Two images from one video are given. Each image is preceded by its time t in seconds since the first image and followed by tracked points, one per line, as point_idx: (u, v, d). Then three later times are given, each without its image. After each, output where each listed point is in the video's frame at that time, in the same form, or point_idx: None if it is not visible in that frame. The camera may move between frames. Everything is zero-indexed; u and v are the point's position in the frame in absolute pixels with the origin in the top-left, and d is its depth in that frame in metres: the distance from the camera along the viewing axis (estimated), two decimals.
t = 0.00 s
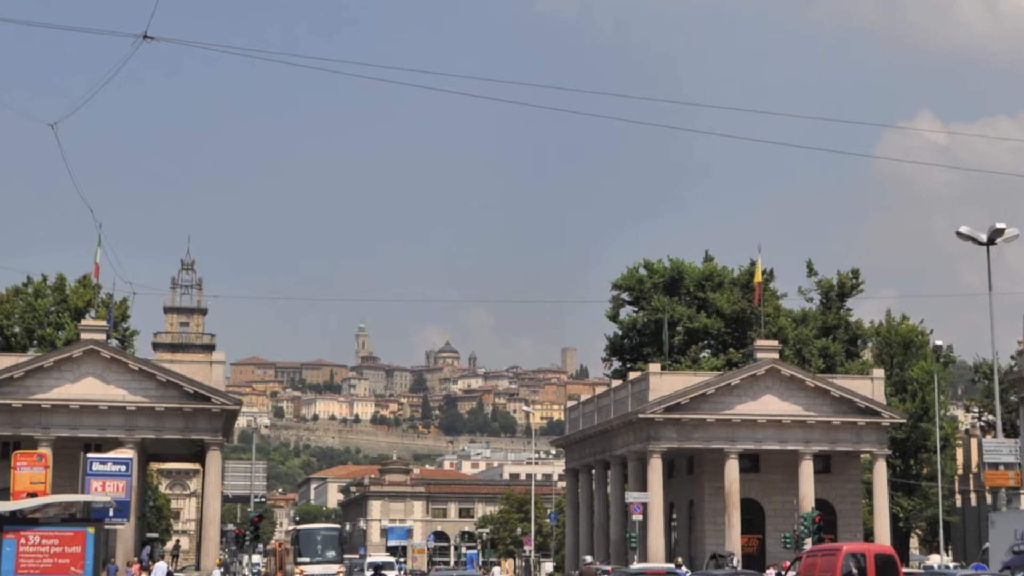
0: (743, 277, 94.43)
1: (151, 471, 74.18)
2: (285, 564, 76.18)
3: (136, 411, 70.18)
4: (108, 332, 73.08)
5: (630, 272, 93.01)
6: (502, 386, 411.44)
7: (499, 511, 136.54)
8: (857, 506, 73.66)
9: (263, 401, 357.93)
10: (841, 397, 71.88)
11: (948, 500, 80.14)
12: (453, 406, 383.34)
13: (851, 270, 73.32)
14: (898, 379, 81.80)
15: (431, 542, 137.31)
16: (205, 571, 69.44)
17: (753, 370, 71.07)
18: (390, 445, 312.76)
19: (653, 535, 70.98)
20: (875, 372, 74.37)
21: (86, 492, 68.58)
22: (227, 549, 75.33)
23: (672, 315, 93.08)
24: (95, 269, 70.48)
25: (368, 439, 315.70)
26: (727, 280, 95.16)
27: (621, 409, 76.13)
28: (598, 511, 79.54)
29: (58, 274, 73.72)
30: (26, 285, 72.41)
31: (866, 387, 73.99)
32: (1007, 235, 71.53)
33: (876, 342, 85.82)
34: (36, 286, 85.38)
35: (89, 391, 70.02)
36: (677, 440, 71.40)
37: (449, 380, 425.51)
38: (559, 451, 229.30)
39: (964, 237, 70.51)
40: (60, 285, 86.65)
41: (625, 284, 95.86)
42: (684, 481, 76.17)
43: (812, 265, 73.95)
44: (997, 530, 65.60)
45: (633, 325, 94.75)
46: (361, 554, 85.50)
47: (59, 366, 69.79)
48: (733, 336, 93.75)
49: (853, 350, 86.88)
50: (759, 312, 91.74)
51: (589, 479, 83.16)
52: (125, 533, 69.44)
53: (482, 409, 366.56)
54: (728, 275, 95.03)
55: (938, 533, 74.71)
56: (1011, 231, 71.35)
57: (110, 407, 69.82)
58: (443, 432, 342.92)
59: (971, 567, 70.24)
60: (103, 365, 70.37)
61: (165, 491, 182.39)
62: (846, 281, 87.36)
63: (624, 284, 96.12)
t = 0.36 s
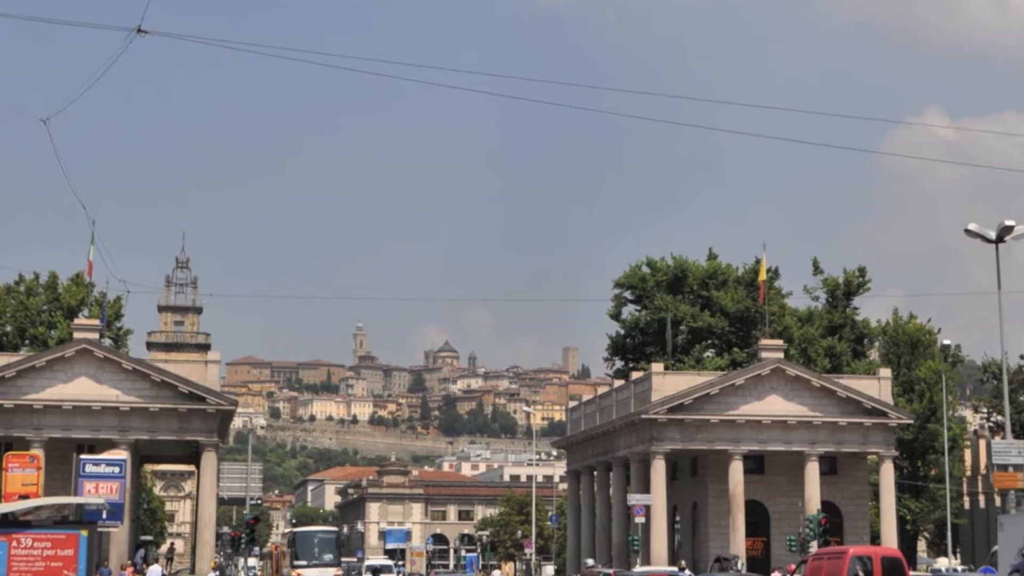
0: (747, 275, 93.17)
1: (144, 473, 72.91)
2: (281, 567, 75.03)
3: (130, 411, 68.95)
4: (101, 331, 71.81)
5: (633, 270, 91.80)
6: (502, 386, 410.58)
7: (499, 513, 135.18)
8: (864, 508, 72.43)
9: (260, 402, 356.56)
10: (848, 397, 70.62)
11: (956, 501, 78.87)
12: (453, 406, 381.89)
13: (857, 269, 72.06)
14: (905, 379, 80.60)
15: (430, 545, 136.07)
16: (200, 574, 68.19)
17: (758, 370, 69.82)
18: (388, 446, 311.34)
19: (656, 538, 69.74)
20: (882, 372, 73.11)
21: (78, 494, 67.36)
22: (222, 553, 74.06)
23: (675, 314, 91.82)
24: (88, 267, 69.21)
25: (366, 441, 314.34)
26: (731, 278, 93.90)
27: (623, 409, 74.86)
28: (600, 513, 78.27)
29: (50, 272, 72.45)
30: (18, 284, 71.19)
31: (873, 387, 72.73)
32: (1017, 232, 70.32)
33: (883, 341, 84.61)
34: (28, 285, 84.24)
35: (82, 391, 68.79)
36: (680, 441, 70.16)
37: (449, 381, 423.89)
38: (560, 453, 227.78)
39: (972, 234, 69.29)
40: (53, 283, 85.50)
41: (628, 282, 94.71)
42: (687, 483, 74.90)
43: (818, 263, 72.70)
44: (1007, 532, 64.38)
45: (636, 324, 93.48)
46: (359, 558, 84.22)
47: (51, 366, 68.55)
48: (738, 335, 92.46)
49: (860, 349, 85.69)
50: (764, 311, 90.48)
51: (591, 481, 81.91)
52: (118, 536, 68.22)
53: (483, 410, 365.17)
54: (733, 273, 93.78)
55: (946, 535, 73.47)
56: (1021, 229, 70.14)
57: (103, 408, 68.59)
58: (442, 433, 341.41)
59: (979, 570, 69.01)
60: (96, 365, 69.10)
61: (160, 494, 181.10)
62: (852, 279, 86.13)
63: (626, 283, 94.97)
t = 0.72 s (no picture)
0: (752, 273, 92.05)
1: (139, 474, 71.74)
2: (278, 570, 74.03)
3: (124, 412, 67.76)
4: (94, 330, 70.62)
5: (636, 268, 90.70)
6: (502, 387, 409.60)
7: (499, 515, 133.97)
8: (871, 510, 71.23)
9: (258, 402, 355.09)
10: (854, 397, 69.43)
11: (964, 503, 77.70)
12: (452, 407, 380.62)
13: (863, 267, 70.90)
14: (912, 379, 79.48)
15: (428, 548, 134.70)
16: None
17: (763, 370, 68.64)
18: (386, 448, 310.02)
19: (659, 540, 68.53)
20: (889, 372, 71.93)
21: (72, 496, 66.19)
22: (217, 556, 72.91)
23: (678, 313, 90.68)
24: (82, 264, 68.03)
25: (364, 442, 313.14)
26: (735, 276, 92.80)
27: (626, 410, 73.66)
28: (602, 515, 77.06)
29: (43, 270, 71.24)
30: (10, 282, 70.00)
31: (879, 387, 71.55)
32: None
33: (889, 340, 83.53)
34: (20, 283, 83.10)
35: (75, 392, 67.60)
36: (683, 443, 68.99)
37: (449, 382, 422.47)
38: (560, 454, 226.53)
39: (981, 232, 68.14)
40: (46, 282, 84.36)
41: (630, 280, 93.62)
42: (690, 484, 73.71)
43: (824, 261, 71.53)
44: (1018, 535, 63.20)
45: (639, 323, 92.35)
46: (356, 560, 83.10)
47: (43, 365, 67.36)
48: (742, 335, 91.33)
49: (866, 348, 84.62)
50: (768, 310, 89.38)
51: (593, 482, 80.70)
52: (111, 539, 67.01)
53: (483, 411, 363.75)
54: (737, 271, 92.69)
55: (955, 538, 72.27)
56: None
57: (96, 408, 67.42)
58: (441, 434, 340.14)
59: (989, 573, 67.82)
60: (90, 365, 67.90)
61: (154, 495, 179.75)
62: (858, 277, 85.05)
63: (629, 281, 93.87)
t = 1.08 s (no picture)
0: (756, 271, 90.91)
1: (133, 476, 70.60)
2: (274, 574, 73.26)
3: (118, 412, 66.63)
4: (88, 330, 69.46)
5: (639, 266, 89.58)
6: (503, 387, 408.20)
7: (499, 518, 132.96)
8: (877, 512, 70.10)
9: (255, 403, 353.61)
10: (861, 398, 68.28)
11: (972, 505, 76.57)
12: (451, 407, 379.36)
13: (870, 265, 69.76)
14: (920, 379, 78.39)
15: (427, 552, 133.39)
16: None
17: (767, 369, 67.51)
18: (384, 449, 308.66)
19: (662, 543, 67.40)
20: (896, 372, 70.76)
21: (64, 498, 65.06)
22: (213, 559, 71.82)
23: (681, 312, 89.53)
24: (75, 262, 66.89)
25: (362, 442, 311.88)
26: (739, 274, 91.65)
27: (628, 410, 72.48)
28: (604, 518, 75.92)
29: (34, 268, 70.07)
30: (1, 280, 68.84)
31: (886, 387, 70.37)
32: None
33: (896, 339, 82.40)
34: (11, 282, 81.98)
35: (68, 392, 66.43)
36: (686, 444, 67.87)
37: (449, 382, 421.23)
38: (561, 455, 225.29)
39: (990, 229, 67.00)
40: (38, 280, 83.25)
41: (632, 279, 92.46)
42: (694, 486, 72.56)
43: (829, 258, 70.39)
44: None
45: (641, 322, 91.16)
46: (354, 563, 82.01)
47: (36, 366, 66.22)
48: (747, 334, 90.18)
49: (873, 348, 83.53)
50: (773, 309, 88.23)
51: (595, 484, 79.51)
52: (105, 542, 65.91)
53: (483, 412, 362.39)
54: (741, 270, 91.56)
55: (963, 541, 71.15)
56: None
57: (90, 408, 66.28)
58: (441, 435, 338.86)
59: None
60: (83, 364, 66.71)
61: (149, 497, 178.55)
62: (865, 276, 83.93)
63: (631, 280, 92.71)
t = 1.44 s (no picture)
0: (760, 270, 89.83)
1: (127, 477, 69.48)
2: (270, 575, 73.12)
3: (112, 413, 65.51)
4: (81, 329, 68.34)
5: (641, 265, 88.51)
6: (503, 387, 406.88)
7: (500, 520, 131.98)
8: (884, 515, 68.99)
9: (251, 403, 352.14)
10: (867, 398, 67.18)
11: (980, 507, 75.50)
12: (451, 407, 378.11)
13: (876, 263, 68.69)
14: (928, 379, 77.41)
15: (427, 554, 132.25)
16: None
17: (772, 369, 66.42)
18: (382, 449, 307.30)
19: (666, 546, 66.30)
20: (902, 372, 69.65)
21: (57, 500, 63.93)
22: (208, 562, 70.73)
23: (685, 311, 88.47)
24: (68, 260, 65.77)
25: (358, 443, 310.52)
26: (743, 272, 90.56)
27: (631, 411, 71.34)
28: (606, 520, 74.78)
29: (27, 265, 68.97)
30: None
31: (893, 387, 69.26)
32: None
33: (903, 339, 81.33)
34: (4, 280, 80.92)
35: (61, 392, 65.30)
36: (690, 445, 66.75)
37: (449, 382, 419.96)
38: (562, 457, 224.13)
39: (998, 226, 65.94)
40: (31, 279, 82.19)
41: (635, 277, 91.39)
42: (697, 488, 71.43)
43: (835, 257, 69.30)
44: None
45: (643, 321, 90.01)
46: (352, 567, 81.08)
47: (28, 365, 65.12)
48: (751, 333, 89.12)
49: (879, 347, 82.49)
50: (778, 307, 87.19)
51: (597, 486, 78.39)
52: (99, 544, 64.81)
53: (483, 412, 361.09)
54: (745, 268, 90.49)
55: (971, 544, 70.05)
56: None
57: (83, 409, 65.15)
58: (440, 436, 337.58)
59: None
60: (76, 364, 65.59)
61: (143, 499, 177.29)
62: (871, 274, 82.90)
63: (633, 278, 91.62)
